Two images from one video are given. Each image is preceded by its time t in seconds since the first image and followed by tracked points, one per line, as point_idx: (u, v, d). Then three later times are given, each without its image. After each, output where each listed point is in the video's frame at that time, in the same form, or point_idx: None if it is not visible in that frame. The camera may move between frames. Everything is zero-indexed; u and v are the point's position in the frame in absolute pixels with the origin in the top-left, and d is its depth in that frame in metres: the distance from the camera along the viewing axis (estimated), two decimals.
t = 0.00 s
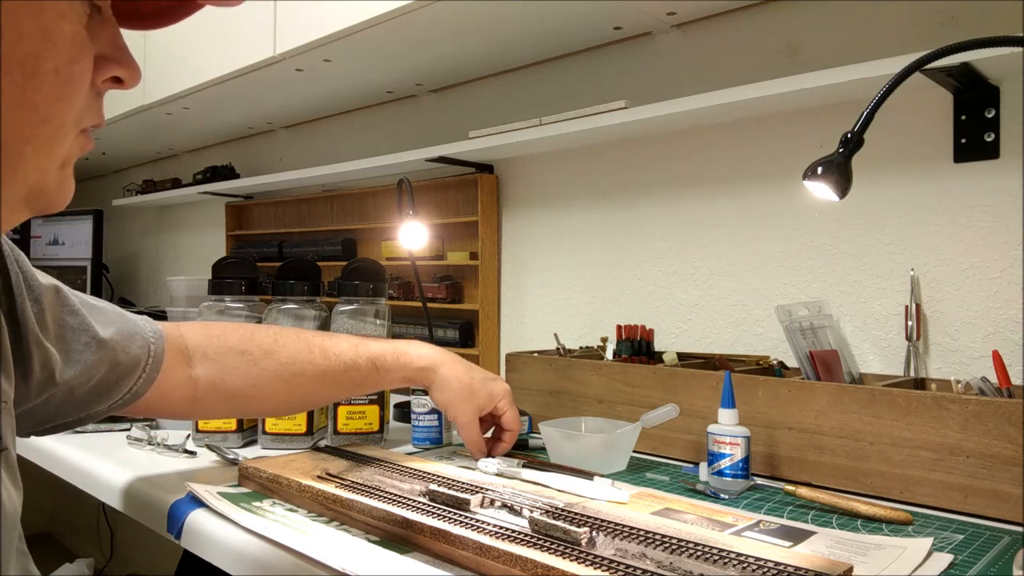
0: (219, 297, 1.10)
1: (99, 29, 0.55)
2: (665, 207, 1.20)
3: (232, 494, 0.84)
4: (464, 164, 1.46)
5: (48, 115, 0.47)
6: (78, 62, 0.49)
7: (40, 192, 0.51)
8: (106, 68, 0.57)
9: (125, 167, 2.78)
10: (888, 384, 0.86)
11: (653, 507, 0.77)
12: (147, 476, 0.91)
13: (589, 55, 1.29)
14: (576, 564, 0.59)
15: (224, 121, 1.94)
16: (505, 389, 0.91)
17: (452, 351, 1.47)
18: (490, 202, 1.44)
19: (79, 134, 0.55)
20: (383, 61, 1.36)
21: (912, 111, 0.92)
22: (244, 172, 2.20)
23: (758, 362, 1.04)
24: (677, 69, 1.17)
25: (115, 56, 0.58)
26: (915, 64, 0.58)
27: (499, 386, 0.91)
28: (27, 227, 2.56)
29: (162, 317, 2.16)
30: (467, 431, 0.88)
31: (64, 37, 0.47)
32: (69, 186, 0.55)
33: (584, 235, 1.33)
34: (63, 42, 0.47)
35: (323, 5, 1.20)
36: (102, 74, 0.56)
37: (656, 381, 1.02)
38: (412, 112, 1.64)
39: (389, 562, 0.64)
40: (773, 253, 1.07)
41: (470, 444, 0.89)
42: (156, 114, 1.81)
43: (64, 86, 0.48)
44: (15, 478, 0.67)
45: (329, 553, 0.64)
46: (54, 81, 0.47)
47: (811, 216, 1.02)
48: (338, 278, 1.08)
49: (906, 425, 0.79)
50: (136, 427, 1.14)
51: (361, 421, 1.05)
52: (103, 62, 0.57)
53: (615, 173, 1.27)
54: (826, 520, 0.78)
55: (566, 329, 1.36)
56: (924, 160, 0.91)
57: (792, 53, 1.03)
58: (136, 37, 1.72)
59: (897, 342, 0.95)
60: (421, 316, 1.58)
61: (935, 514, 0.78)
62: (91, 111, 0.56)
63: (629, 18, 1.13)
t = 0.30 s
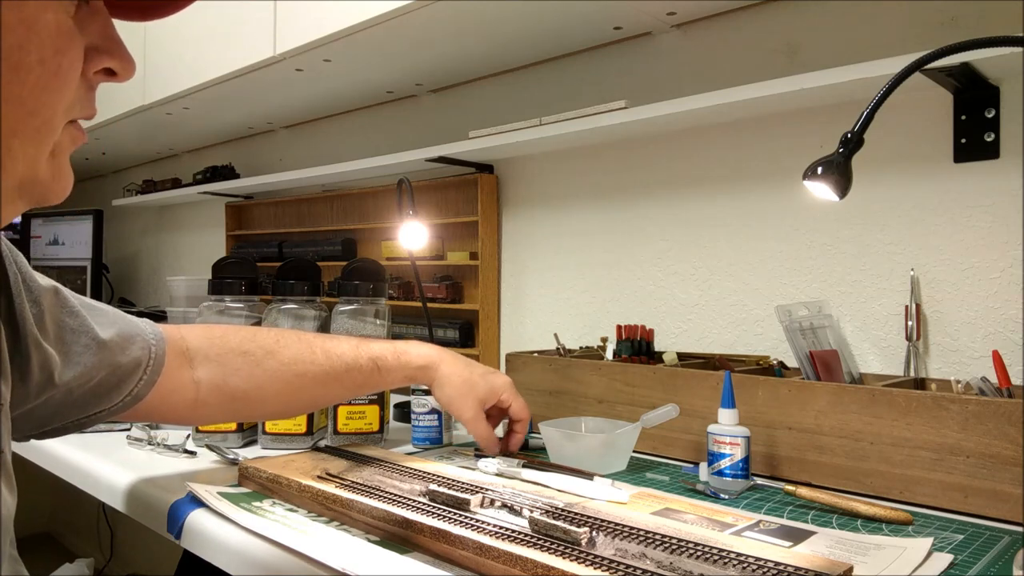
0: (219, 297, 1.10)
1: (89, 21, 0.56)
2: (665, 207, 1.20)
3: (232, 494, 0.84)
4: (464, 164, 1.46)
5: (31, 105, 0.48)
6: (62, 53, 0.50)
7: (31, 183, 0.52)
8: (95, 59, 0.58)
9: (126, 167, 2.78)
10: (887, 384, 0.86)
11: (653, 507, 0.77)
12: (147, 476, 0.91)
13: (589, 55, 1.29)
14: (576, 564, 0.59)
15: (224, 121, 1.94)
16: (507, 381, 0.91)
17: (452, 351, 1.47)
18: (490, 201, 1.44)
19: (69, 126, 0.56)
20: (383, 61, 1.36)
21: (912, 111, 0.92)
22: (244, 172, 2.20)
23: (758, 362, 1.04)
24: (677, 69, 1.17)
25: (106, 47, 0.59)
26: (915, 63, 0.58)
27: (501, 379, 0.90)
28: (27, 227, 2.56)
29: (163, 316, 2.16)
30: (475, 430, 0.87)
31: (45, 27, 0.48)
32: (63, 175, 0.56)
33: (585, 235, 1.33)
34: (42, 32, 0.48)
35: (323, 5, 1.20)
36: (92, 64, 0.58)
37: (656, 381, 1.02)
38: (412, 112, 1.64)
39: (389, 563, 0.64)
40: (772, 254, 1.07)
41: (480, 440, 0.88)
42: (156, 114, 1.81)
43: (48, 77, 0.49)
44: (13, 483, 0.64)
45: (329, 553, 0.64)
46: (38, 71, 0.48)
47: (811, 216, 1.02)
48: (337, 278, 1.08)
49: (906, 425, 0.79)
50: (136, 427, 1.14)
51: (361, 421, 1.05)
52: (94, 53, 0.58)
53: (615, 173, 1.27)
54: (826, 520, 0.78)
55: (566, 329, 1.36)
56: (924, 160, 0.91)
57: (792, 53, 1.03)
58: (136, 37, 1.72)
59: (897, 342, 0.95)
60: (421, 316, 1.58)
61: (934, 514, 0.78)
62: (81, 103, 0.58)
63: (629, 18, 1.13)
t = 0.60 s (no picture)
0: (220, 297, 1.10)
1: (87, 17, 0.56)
2: (665, 207, 1.20)
3: (232, 494, 0.84)
4: (464, 164, 1.46)
5: (27, 106, 0.48)
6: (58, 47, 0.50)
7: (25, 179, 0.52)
8: (91, 55, 0.58)
9: (126, 167, 2.78)
10: (888, 384, 0.86)
11: (653, 507, 0.77)
12: (147, 476, 0.91)
13: (589, 55, 1.29)
14: (577, 564, 0.59)
15: (224, 121, 1.94)
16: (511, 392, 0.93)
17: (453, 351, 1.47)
18: (490, 201, 1.44)
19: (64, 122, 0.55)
20: (384, 61, 1.36)
21: (912, 111, 0.92)
22: (244, 172, 2.21)
23: (759, 362, 1.04)
24: (677, 69, 1.17)
25: (105, 46, 0.59)
26: (915, 64, 0.58)
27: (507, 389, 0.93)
28: (27, 226, 2.56)
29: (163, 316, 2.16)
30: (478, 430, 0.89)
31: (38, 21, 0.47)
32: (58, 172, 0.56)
33: (585, 235, 1.32)
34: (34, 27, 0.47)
35: (323, 5, 1.21)
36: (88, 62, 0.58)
37: (656, 381, 1.02)
38: (412, 112, 1.64)
39: (390, 563, 0.64)
40: (772, 254, 1.07)
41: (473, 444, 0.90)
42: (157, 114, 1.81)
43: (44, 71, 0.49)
44: (14, 482, 0.63)
45: (329, 553, 0.64)
46: (32, 68, 0.47)
47: (811, 216, 1.02)
48: (338, 278, 1.08)
49: (906, 425, 0.79)
50: (136, 427, 1.14)
51: (361, 421, 1.05)
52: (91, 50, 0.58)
53: (615, 173, 1.27)
54: (826, 520, 0.78)
55: (566, 329, 1.36)
56: (924, 160, 0.91)
57: (792, 53, 1.03)
58: (136, 37, 1.72)
59: (897, 342, 0.95)
60: (421, 316, 1.58)
61: (934, 514, 0.78)
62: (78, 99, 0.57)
63: (629, 18, 1.13)
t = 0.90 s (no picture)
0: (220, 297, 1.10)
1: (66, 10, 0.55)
2: (665, 207, 1.20)
3: (232, 493, 0.84)
4: (464, 164, 1.46)
5: None
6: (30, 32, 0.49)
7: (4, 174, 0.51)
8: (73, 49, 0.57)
9: (125, 167, 2.78)
10: (888, 384, 0.86)
11: (653, 507, 0.77)
12: (147, 476, 0.91)
13: (589, 55, 1.29)
14: (577, 564, 0.59)
15: (224, 121, 1.94)
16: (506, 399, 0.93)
17: (453, 351, 1.47)
18: (490, 201, 1.44)
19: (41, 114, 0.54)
20: (384, 61, 1.36)
21: (912, 111, 0.92)
22: (244, 171, 2.21)
23: (759, 362, 1.04)
24: (677, 70, 1.17)
25: (87, 40, 0.58)
26: (915, 64, 0.58)
27: (502, 397, 0.93)
28: (27, 226, 2.56)
29: (162, 316, 2.16)
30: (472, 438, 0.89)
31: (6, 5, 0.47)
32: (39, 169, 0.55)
33: (585, 235, 1.32)
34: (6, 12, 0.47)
35: (323, 4, 1.21)
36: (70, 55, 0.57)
37: (656, 381, 1.02)
38: (412, 112, 1.64)
39: (390, 562, 0.64)
40: (772, 253, 1.07)
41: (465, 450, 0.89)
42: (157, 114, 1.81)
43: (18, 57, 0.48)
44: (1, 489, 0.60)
45: (329, 553, 0.64)
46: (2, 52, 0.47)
47: (811, 216, 1.02)
48: (337, 278, 1.08)
49: (906, 424, 0.79)
50: (136, 427, 1.14)
51: (362, 421, 1.05)
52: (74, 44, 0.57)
53: (615, 173, 1.27)
54: (826, 520, 0.78)
55: (566, 329, 1.36)
56: (924, 160, 0.91)
57: (792, 53, 1.03)
58: (136, 37, 1.72)
59: (897, 342, 0.95)
60: (421, 315, 1.58)
61: (934, 513, 0.78)
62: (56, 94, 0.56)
63: (629, 18, 1.13)
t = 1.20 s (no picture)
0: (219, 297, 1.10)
1: None
2: (665, 207, 1.20)
3: (232, 493, 0.83)
4: (464, 164, 1.46)
5: None
6: None
7: None
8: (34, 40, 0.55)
9: (125, 167, 2.78)
10: (888, 384, 0.86)
11: (653, 507, 0.77)
12: (147, 476, 0.91)
13: (589, 55, 1.29)
14: (577, 564, 0.59)
15: (224, 121, 1.94)
16: (488, 389, 0.86)
17: (453, 351, 1.47)
18: (490, 201, 1.44)
19: None
20: (384, 61, 1.36)
21: (912, 111, 0.92)
22: (244, 171, 2.21)
23: (758, 362, 1.04)
24: (677, 70, 1.17)
25: (49, 30, 0.55)
26: (915, 64, 0.58)
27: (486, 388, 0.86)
28: (27, 226, 2.56)
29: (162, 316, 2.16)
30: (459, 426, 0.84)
31: None
32: None
33: (585, 235, 1.32)
34: None
35: (323, 4, 1.20)
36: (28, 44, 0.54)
37: (656, 381, 1.02)
38: (412, 112, 1.64)
39: (390, 562, 0.64)
40: (772, 253, 1.07)
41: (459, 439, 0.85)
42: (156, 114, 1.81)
43: None
44: None
45: (329, 553, 0.64)
46: None
47: (811, 216, 1.02)
48: (337, 278, 1.08)
49: (906, 425, 0.79)
50: (136, 427, 1.14)
51: (362, 421, 1.05)
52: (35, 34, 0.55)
53: (615, 173, 1.27)
54: (826, 520, 0.78)
55: (566, 329, 1.36)
56: (924, 161, 0.91)
57: (792, 53, 1.03)
58: (136, 37, 1.72)
59: (897, 342, 0.95)
60: (421, 315, 1.58)
61: (934, 514, 0.78)
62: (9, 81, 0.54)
63: (629, 18, 1.13)
